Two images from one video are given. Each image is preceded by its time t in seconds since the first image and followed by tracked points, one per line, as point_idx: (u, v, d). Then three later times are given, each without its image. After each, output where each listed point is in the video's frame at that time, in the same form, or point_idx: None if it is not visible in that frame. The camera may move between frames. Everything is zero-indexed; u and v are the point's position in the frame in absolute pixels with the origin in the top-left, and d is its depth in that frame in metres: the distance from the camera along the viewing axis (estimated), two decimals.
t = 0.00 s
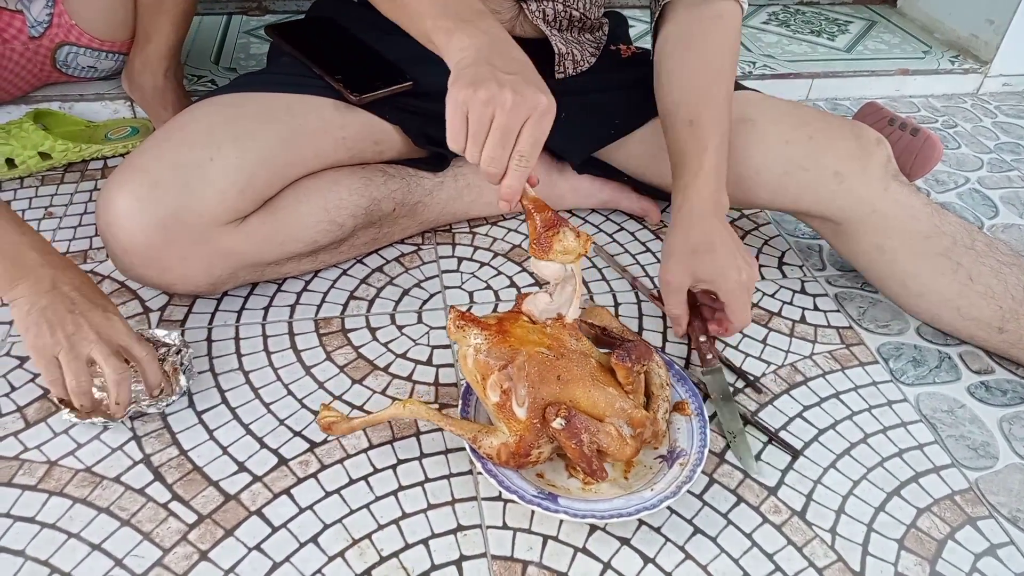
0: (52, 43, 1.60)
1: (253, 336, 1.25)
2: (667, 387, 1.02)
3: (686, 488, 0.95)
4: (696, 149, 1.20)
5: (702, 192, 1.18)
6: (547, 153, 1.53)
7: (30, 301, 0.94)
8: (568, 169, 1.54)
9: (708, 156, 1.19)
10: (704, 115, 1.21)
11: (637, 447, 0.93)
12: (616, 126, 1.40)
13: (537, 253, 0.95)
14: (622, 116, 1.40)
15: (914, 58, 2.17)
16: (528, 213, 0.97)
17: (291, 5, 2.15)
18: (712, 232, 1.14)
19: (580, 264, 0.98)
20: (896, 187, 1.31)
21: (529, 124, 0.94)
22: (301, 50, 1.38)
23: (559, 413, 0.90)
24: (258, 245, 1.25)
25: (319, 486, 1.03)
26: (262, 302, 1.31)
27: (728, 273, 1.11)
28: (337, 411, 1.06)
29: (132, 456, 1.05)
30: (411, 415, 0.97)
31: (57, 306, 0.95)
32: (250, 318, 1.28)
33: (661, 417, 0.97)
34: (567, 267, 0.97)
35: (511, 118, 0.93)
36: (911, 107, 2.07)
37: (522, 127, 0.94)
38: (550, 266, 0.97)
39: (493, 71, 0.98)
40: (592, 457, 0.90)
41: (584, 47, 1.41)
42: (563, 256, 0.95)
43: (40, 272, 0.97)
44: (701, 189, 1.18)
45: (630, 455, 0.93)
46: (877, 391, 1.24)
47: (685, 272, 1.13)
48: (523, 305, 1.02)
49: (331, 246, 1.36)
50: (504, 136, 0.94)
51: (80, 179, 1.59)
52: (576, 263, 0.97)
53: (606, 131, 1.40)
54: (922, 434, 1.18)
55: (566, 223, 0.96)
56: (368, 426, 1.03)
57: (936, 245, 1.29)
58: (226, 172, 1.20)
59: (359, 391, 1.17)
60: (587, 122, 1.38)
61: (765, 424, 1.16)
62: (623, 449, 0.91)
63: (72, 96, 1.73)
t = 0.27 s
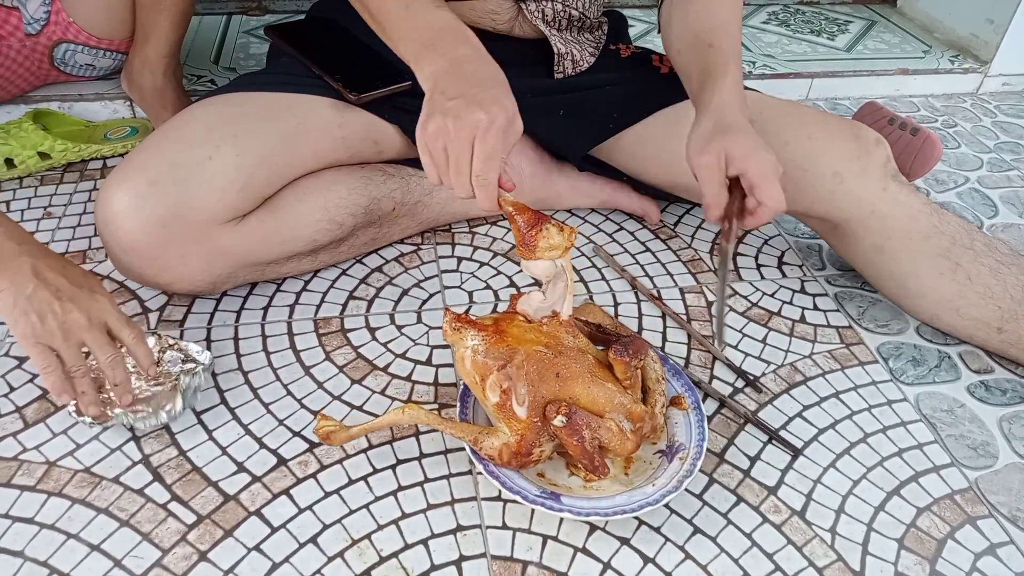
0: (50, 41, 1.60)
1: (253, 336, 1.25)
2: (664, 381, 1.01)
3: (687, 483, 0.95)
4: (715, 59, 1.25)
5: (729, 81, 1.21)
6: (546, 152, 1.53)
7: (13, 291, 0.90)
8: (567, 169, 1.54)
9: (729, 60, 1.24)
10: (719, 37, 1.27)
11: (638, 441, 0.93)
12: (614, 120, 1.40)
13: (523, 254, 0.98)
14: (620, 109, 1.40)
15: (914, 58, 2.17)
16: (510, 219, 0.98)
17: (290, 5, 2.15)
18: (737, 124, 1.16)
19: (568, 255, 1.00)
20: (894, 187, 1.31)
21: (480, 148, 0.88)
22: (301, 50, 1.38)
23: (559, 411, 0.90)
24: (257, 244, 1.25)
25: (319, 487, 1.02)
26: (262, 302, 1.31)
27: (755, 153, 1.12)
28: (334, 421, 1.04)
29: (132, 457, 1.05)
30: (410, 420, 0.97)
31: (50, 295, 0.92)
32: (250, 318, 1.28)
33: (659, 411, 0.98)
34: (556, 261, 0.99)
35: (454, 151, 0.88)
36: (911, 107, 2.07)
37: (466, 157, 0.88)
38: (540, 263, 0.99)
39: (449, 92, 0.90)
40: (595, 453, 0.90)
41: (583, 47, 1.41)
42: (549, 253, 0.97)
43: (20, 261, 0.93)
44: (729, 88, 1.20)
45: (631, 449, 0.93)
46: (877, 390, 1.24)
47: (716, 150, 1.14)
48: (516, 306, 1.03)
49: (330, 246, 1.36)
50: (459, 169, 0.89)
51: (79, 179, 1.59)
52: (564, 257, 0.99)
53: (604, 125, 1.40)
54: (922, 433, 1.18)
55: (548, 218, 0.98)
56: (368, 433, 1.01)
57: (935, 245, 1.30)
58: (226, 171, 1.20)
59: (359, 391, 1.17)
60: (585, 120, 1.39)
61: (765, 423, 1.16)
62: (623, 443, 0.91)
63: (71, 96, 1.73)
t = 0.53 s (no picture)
0: (47, 39, 1.59)
1: (254, 335, 1.25)
2: (663, 373, 1.01)
3: (691, 476, 0.95)
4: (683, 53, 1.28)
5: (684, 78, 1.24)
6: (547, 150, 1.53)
7: None
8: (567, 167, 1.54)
9: (695, 56, 1.26)
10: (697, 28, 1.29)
11: (640, 434, 0.93)
12: (613, 118, 1.37)
13: (505, 255, 0.98)
14: (619, 108, 1.37)
15: (914, 54, 2.17)
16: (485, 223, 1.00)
17: (288, 3, 2.15)
18: (683, 121, 1.18)
19: (547, 248, 1.00)
20: (894, 185, 1.31)
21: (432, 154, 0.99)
22: (298, 50, 1.35)
23: (561, 408, 0.90)
24: (257, 243, 1.25)
25: (321, 485, 1.02)
26: (262, 301, 1.31)
27: (690, 153, 1.13)
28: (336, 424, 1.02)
29: (133, 456, 1.04)
30: (412, 423, 0.96)
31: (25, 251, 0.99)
32: (250, 317, 1.28)
33: (659, 403, 0.98)
34: (538, 256, 0.99)
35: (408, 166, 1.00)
36: (911, 103, 2.07)
37: (423, 169, 0.99)
38: (522, 262, 0.99)
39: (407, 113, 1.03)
40: (598, 448, 0.90)
41: (579, 44, 1.42)
42: (527, 249, 0.98)
43: None
44: (686, 81, 1.24)
45: (633, 443, 0.93)
46: (879, 387, 1.24)
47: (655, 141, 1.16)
48: (512, 302, 1.03)
49: (331, 245, 1.36)
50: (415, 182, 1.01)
51: (79, 179, 1.58)
52: (543, 250, 1.00)
53: (603, 123, 1.37)
54: (924, 430, 1.18)
55: (519, 216, 0.98)
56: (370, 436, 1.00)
57: (935, 242, 1.29)
58: (225, 170, 1.19)
59: (360, 389, 1.16)
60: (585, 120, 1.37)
61: (767, 420, 1.16)
62: (626, 437, 0.91)
63: (71, 95, 1.72)
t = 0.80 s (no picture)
0: (46, 42, 1.59)
1: (254, 337, 1.25)
2: (653, 361, 1.04)
3: (694, 461, 0.96)
4: (657, 72, 1.23)
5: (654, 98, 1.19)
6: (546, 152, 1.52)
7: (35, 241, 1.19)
8: (566, 169, 1.54)
9: (668, 75, 1.21)
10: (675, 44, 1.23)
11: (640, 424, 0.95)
12: (609, 123, 1.38)
13: (500, 256, 0.97)
14: (617, 112, 1.38)
15: (914, 53, 2.17)
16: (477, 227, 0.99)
17: (288, 5, 2.15)
18: (644, 152, 1.12)
19: (540, 243, 0.99)
20: (892, 186, 1.31)
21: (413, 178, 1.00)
22: (295, 55, 1.37)
23: (564, 406, 0.91)
24: (257, 244, 1.25)
25: (321, 486, 1.02)
26: (262, 303, 1.31)
27: (650, 185, 1.07)
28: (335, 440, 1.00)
29: (134, 458, 1.04)
30: (415, 432, 0.95)
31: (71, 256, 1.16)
32: (251, 319, 1.28)
33: (653, 390, 1.00)
34: (532, 252, 0.98)
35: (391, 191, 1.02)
36: (911, 102, 2.07)
37: (404, 193, 1.00)
38: (517, 262, 0.98)
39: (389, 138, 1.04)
40: (601, 441, 0.92)
41: (576, 45, 1.42)
42: (519, 247, 0.96)
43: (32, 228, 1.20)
44: (655, 103, 1.19)
45: (634, 432, 0.95)
46: (880, 386, 1.24)
47: (618, 169, 1.10)
48: (505, 303, 1.02)
49: (331, 246, 1.36)
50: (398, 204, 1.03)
51: (79, 181, 1.58)
52: (536, 246, 0.98)
53: (600, 128, 1.38)
54: (925, 429, 1.18)
55: (507, 217, 0.97)
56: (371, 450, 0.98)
57: (934, 242, 1.29)
58: (224, 171, 1.19)
59: (360, 391, 1.16)
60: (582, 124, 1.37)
61: (768, 420, 1.16)
62: (628, 427, 0.93)
63: (70, 98, 1.73)
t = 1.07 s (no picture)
0: (45, 44, 1.59)
1: (254, 338, 1.25)
2: (653, 362, 1.04)
3: (690, 461, 0.96)
4: (656, 96, 1.17)
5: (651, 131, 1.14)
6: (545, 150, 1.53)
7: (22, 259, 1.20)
8: (566, 168, 1.54)
9: (665, 105, 1.16)
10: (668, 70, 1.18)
11: (637, 425, 0.95)
12: (609, 121, 1.38)
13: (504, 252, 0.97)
14: (617, 110, 1.37)
15: (914, 50, 2.17)
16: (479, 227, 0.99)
17: (287, 5, 2.15)
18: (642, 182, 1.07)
19: (545, 241, 0.99)
20: (891, 185, 1.31)
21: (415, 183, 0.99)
22: (293, 55, 1.37)
23: (561, 402, 0.90)
24: (256, 245, 1.25)
25: (322, 487, 1.02)
26: (262, 303, 1.31)
27: (646, 217, 1.03)
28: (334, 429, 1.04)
29: (134, 460, 1.04)
30: (413, 423, 0.96)
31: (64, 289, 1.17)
32: (251, 320, 1.28)
33: (652, 392, 1.00)
34: (536, 248, 0.97)
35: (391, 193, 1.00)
36: (911, 99, 2.06)
37: (404, 197, 0.99)
38: (522, 259, 0.97)
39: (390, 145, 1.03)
40: (597, 440, 0.91)
41: (572, 43, 1.40)
42: (523, 243, 0.97)
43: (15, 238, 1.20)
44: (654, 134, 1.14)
45: (631, 432, 0.94)
46: (881, 384, 1.24)
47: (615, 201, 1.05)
48: (506, 297, 1.02)
49: (331, 246, 1.36)
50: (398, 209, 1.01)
51: (79, 183, 1.58)
52: (539, 243, 0.98)
53: (599, 126, 1.38)
54: (927, 427, 1.18)
55: (509, 215, 0.98)
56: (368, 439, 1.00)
57: (934, 241, 1.29)
58: (223, 170, 1.19)
59: (360, 391, 1.16)
60: (581, 123, 1.38)
61: (769, 419, 1.15)
62: (624, 427, 0.92)
63: (70, 99, 1.72)
